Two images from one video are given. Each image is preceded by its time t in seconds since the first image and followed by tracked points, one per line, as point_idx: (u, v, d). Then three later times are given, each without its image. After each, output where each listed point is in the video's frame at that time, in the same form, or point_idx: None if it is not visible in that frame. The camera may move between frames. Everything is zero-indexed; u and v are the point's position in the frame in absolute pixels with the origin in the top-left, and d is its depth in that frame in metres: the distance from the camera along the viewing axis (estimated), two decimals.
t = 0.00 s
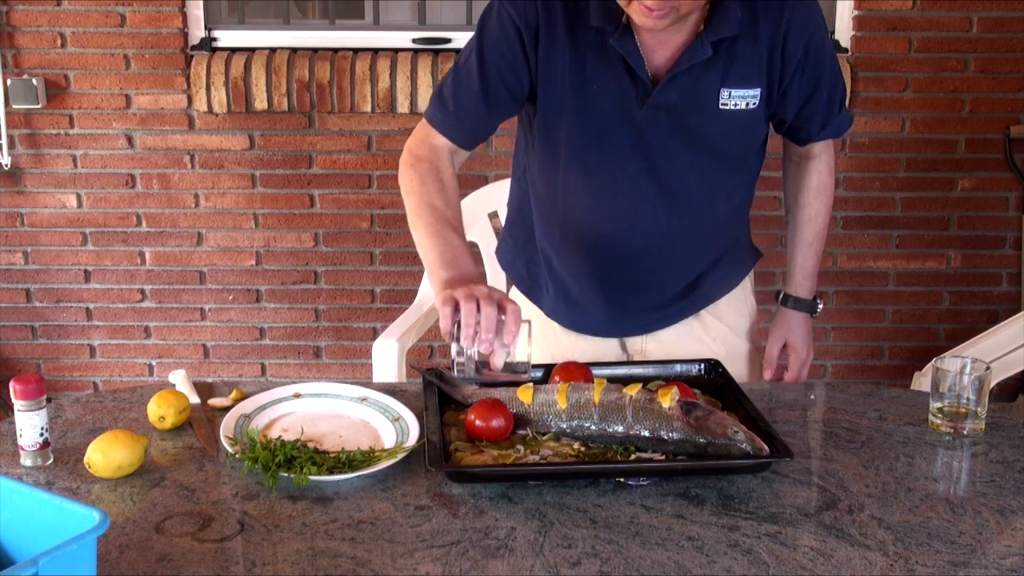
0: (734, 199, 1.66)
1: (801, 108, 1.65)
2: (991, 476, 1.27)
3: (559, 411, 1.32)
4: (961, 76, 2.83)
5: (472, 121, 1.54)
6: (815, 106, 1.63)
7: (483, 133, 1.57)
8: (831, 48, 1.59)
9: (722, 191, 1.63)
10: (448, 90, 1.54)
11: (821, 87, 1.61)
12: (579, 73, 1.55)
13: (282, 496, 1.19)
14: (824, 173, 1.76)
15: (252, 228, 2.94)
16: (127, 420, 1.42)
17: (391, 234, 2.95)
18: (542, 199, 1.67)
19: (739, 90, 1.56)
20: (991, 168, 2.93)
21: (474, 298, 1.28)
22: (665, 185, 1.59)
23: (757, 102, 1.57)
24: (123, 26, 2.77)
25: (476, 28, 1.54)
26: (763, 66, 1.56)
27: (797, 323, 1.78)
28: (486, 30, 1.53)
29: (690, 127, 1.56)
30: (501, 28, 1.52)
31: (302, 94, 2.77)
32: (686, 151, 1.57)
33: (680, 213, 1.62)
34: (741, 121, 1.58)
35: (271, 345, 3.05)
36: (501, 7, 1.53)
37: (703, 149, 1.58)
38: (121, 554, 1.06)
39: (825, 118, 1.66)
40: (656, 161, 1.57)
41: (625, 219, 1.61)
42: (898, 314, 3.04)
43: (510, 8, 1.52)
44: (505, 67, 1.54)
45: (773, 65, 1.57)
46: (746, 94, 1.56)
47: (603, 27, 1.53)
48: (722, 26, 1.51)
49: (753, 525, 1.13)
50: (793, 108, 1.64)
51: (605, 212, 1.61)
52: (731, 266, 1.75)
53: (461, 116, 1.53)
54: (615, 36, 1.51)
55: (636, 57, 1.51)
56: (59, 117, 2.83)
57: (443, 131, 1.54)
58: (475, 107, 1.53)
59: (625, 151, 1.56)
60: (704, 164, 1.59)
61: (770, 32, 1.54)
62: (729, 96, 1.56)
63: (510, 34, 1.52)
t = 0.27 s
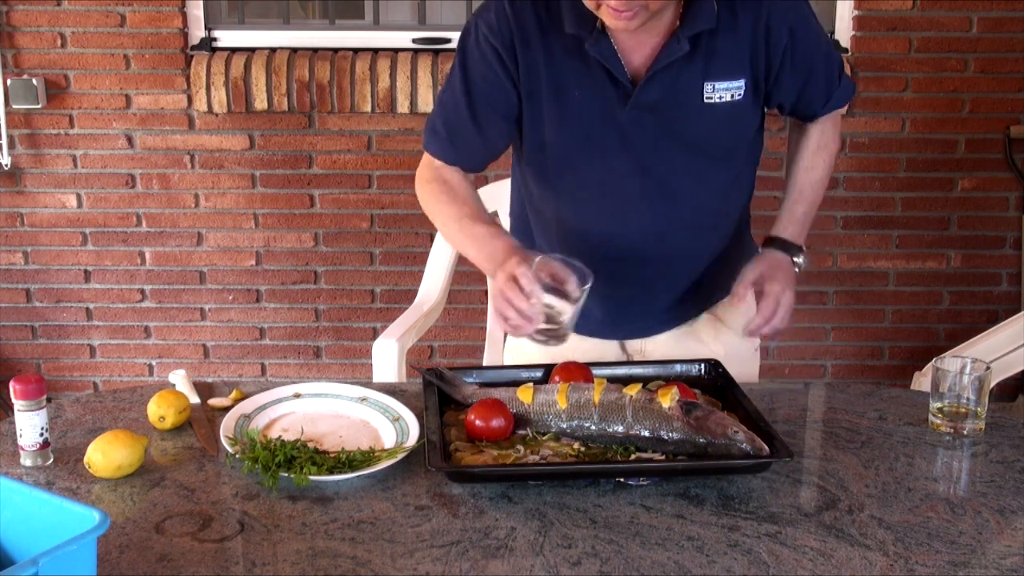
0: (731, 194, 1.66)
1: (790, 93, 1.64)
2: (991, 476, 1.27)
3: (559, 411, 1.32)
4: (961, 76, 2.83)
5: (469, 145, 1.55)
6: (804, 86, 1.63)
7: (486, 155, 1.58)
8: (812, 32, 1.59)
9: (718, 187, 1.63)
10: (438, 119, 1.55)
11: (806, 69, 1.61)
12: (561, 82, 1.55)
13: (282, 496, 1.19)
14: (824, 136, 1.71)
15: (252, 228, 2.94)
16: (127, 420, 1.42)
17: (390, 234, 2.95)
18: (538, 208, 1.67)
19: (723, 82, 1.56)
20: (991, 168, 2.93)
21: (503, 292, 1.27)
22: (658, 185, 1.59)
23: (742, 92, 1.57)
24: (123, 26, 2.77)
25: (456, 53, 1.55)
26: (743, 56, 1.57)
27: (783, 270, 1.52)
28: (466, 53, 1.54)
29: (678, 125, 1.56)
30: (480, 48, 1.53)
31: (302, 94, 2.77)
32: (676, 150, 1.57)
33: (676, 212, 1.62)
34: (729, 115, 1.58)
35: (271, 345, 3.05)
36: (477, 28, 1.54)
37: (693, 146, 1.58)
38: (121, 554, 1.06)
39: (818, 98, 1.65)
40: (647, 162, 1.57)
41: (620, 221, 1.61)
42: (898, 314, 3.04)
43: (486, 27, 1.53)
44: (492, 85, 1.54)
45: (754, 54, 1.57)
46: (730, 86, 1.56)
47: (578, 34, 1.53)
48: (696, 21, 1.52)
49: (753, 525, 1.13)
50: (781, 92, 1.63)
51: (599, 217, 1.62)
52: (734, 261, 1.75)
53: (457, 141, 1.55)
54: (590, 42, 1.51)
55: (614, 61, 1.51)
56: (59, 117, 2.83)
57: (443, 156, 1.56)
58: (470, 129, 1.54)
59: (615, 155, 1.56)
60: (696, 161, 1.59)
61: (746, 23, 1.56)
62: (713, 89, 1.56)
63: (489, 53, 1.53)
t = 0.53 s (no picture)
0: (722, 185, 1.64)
1: (764, 81, 1.59)
2: (991, 476, 1.27)
3: (559, 411, 1.32)
4: (961, 76, 2.84)
5: (479, 157, 1.61)
6: (781, 73, 1.58)
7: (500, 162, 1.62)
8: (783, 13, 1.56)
9: (707, 177, 1.61)
10: (445, 134, 1.61)
11: (782, 52, 1.57)
12: (538, 83, 1.55)
13: (282, 496, 1.19)
14: (797, 130, 1.63)
15: (252, 228, 2.94)
16: (127, 420, 1.42)
17: (390, 234, 2.95)
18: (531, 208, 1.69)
19: (698, 70, 1.54)
20: (991, 168, 2.93)
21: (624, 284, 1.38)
22: (642, 179, 1.58)
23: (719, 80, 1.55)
24: (123, 26, 2.77)
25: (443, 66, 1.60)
26: (716, 45, 1.55)
27: (725, 232, 1.43)
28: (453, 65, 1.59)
29: (656, 116, 1.55)
30: (463, 58, 1.57)
31: (303, 94, 2.77)
32: (657, 141, 1.56)
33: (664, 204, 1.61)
34: (709, 104, 1.56)
35: (271, 345, 3.05)
36: (459, 39, 1.58)
37: (674, 138, 1.57)
38: (121, 554, 1.06)
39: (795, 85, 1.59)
40: (629, 156, 1.56)
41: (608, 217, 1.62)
42: (898, 314, 3.04)
43: (465, 38, 1.57)
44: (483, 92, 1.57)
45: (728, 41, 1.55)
46: (706, 74, 1.54)
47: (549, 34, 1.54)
48: (663, 10, 1.51)
49: (753, 525, 1.13)
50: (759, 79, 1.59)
51: (588, 213, 1.63)
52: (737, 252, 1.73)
53: (467, 154, 1.60)
54: (561, 41, 1.52)
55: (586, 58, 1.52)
56: (59, 117, 2.83)
57: (464, 172, 1.62)
58: (476, 140, 1.60)
59: (596, 151, 1.57)
60: (679, 153, 1.58)
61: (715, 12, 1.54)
62: (688, 78, 1.54)
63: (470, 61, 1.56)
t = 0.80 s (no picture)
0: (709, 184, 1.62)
1: (750, 79, 1.56)
2: (991, 476, 1.27)
3: (559, 411, 1.32)
4: (961, 76, 2.84)
5: (464, 159, 1.62)
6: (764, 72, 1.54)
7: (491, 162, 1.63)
8: (766, 10, 1.53)
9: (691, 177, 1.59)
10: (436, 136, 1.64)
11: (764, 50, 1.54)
12: (519, 83, 1.56)
13: (282, 496, 1.19)
14: (805, 132, 1.59)
15: (252, 228, 2.94)
16: (127, 420, 1.42)
17: (390, 234, 2.95)
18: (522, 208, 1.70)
19: (675, 69, 1.53)
20: (991, 168, 2.93)
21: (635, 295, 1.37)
22: (624, 178, 1.57)
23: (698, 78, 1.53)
24: (123, 26, 2.77)
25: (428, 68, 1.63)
26: (694, 43, 1.53)
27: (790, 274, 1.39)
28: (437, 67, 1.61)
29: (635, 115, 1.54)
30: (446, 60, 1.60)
31: (302, 94, 2.77)
32: (637, 140, 1.55)
33: (647, 204, 1.60)
34: (689, 103, 1.54)
35: (271, 345, 3.05)
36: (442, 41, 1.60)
37: (655, 137, 1.55)
38: (121, 554, 1.06)
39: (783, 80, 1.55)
40: (609, 156, 1.56)
41: (593, 216, 1.62)
42: (898, 314, 3.04)
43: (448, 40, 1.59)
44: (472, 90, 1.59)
45: (706, 39, 1.54)
46: (684, 72, 1.53)
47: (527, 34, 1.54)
48: (637, 9, 1.50)
49: (753, 525, 1.13)
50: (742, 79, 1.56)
51: (573, 212, 1.63)
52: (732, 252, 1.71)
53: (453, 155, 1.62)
54: (538, 41, 1.52)
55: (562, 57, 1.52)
56: (59, 117, 2.83)
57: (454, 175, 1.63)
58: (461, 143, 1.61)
59: (577, 151, 1.57)
60: (661, 153, 1.56)
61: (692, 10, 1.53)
62: (666, 77, 1.53)
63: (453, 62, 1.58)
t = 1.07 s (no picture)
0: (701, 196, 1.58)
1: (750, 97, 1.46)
2: (991, 476, 1.27)
3: (559, 411, 1.32)
4: (961, 76, 2.84)
5: (433, 145, 1.67)
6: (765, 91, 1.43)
7: (444, 155, 1.68)
8: (772, 23, 1.42)
9: (679, 188, 1.56)
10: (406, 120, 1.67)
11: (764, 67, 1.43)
12: (512, 81, 1.57)
13: (282, 496, 1.19)
14: (846, 161, 1.40)
15: (252, 228, 2.94)
16: (127, 420, 1.42)
17: (390, 234, 2.95)
18: (517, 205, 1.70)
19: (669, 80, 1.49)
20: (991, 168, 2.93)
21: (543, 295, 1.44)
22: (612, 185, 1.55)
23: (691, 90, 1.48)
24: (123, 26, 2.77)
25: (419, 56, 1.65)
26: (691, 53, 1.48)
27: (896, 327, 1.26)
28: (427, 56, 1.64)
29: (624, 123, 1.51)
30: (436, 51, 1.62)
31: (302, 94, 2.77)
32: (625, 149, 1.52)
33: (632, 212, 1.57)
34: (679, 114, 1.50)
35: (271, 345, 3.05)
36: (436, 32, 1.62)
37: (643, 146, 1.52)
38: (121, 553, 1.06)
39: (786, 100, 1.42)
40: (596, 162, 1.54)
41: (582, 220, 1.60)
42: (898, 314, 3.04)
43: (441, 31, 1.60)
44: (447, 86, 1.62)
45: (704, 50, 1.47)
46: (677, 83, 1.48)
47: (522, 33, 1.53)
48: (632, 16, 1.46)
49: (753, 525, 1.13)
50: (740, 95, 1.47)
51: (560, 214, 1.62)
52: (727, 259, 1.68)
53: (422, 140, 1.67)
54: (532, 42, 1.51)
55: (554, 58, 1.50)
56: (59, 117, 2.83)
57: (413, 157, 1.68)
58: (430, 129, 1.65)
59: (565, 154, 1.56)
60: (649, 162, 1.53)
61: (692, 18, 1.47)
62: (658, 86, 1.49)
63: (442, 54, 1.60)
